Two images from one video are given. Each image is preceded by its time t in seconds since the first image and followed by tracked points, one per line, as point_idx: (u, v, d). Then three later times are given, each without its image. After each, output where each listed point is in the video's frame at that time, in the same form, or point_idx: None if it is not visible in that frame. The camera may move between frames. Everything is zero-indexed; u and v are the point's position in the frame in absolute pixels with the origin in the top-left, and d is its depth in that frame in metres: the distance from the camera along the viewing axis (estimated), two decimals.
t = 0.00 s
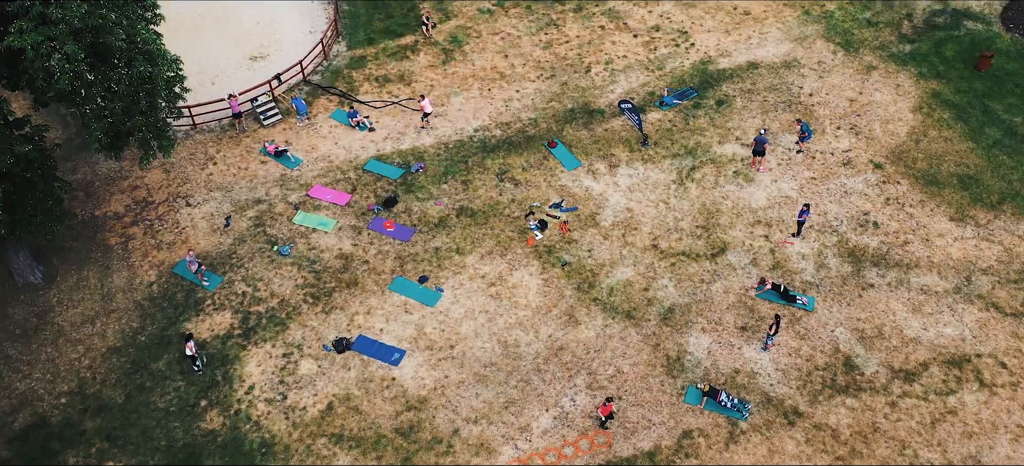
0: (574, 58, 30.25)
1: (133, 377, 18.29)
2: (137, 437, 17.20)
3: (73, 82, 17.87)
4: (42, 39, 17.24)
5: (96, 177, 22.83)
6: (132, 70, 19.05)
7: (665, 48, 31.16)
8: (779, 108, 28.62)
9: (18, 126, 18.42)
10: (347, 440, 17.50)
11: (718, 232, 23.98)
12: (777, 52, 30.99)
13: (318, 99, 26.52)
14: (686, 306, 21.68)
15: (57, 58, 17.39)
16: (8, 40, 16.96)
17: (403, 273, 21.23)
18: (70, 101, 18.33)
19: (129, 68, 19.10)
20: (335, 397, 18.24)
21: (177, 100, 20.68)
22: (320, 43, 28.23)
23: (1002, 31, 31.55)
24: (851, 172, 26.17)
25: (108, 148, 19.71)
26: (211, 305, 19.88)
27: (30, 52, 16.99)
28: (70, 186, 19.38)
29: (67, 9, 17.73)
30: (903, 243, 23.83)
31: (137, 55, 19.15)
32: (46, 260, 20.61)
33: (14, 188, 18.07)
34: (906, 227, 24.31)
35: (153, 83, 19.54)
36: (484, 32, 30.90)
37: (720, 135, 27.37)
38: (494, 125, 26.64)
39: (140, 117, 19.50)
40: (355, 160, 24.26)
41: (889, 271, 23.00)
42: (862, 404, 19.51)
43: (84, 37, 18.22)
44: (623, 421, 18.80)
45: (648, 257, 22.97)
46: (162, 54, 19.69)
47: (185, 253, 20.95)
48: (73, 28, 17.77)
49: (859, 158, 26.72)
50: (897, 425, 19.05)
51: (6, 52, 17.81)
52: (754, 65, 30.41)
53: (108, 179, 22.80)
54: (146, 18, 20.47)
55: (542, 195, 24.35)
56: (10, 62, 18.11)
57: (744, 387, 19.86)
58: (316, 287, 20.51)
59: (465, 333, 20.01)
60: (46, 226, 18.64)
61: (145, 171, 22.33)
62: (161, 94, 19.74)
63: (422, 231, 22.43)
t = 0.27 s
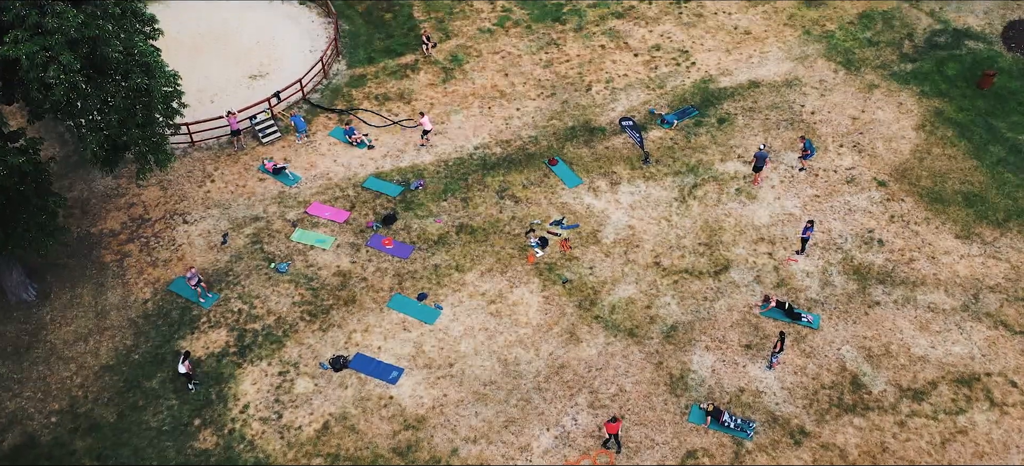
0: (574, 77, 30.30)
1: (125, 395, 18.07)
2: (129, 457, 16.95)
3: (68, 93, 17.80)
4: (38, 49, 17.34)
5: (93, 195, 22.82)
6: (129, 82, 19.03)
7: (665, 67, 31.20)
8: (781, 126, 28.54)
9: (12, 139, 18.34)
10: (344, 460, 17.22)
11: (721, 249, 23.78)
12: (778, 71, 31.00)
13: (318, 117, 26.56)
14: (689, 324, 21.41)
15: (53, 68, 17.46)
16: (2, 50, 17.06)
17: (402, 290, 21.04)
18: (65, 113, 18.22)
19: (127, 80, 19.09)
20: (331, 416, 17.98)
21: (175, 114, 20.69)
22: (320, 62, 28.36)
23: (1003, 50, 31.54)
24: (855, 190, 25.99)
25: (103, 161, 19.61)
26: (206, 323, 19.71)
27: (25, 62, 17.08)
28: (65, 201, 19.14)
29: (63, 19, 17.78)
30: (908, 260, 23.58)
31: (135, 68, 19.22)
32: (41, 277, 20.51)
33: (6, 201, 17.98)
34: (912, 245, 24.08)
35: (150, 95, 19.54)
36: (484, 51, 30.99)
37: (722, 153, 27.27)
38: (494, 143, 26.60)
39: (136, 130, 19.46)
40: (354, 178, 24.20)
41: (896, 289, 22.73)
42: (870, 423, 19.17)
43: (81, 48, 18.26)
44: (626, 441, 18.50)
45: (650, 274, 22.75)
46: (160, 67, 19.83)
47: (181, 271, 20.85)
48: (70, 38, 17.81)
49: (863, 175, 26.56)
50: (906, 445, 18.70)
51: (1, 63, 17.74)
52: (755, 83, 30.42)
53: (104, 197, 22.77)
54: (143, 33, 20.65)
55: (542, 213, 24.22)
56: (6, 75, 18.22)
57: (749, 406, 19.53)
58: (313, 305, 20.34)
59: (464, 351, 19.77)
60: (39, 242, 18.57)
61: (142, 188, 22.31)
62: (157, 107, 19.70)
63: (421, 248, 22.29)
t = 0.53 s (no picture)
0: (575, 95, 30.34)
1: (117, 414, 17.86)
2: None
3: (63, 103, 17.98)
4: (33, 58, 17.38)
5: (89, 211, 22.77)
6: (126, 93, 19.17)
7: (666, 85, 31.23)
8: (783, 143, 28.44)
9: (5, 151, 18.46)
10: None
11: (724, 266, 23.57)
12: (780, 89, 30.99)
13: (317, 134, 26.58)
14: (693, 342, 21.14)
15: (49, 80, 17.60)
16: None
17: (400, 307, 20.85)
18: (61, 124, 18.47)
19: (123, 92, 19.24)
20: (328, 435, 17.73)
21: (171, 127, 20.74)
22: (320, 80, 28.45)
23: (1005, 68, 31.54)
24: (859, 207, 25.80)
25: (100, 175, 19.77)
26: (201, 340, 19.53)
27: (19, 71, 17.15)
28: (59, 215, 19.36)
29: (59, 28, 17.69)
30: (914, 277, 23.33)
31: (131, 79, 19.29)
32: (34, 294, 20.37)
33: None
34: (917, 262, 23.84)
35: (147, 106, 19.58)
36: (484, 70, 31.08)
37: (724, 170, 27.16)
38: (494, 160, 26.55)
39: (132, 142, 19.52)
40: (353, 195, 24.14)
41: (902, 306, 22.45)
42: (878, 443, 18.89)
43: (77, 58, 18.25)
44: (629, 461, 18.22)
45: (652, 291, 22.53)
46: (156, 78, 19.87)
47: (176, 288, 20.72)
48: (65, 47, 17.70)
49: (866, 192, 26.39)
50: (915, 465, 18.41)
51: None
52: (757, 102, 30.39)
53: (100, 214, 22.72)
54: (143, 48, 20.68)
55: (543, 229, 24.08)
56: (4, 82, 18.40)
57: (755, 424, 19.22)
58: (310, 322, 20.16)
59: (464, 369, 19.53)
60: (31, 255, 18.50)
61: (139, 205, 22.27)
62: (154, 120, 19.76)
63: (419, 265, 22.14)
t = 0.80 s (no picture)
0: (575, 113, 30.37)
1: (109, 432, 17.63)
2: None
3: (57, 112, 18.02)
4: (28, 67, 17.36)
5: (85, 228, 22.73)
6: (122, 105, 19.26)
7: (667, 103, 31.25)
8: (786, 161, 28.32)
9: None
10: None
11: (727, 283, 23.34)
12: (781, 107, 30.98)
13: (316, 152, 26.58)
14: (696, 360, 20.86)
15: (43, 87, 17.59)
16: None
17: (399, 325, 20.65)
18: (57, 135, 18.87)
19: (120, 103, 19.32)
20: (324, 454, 17.46)
21: (168, 140, 20.82)
22: (320, 98, 28.52)
23: (1007, 87, 31.58)
24: (863, 224, 25.61)
25: (95, 187, 20.16)
26: (196, 358, 19.33)
27: (14, 80, 17.13)
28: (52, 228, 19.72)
29: (56, 38, 17.73)
30: (920, 294, 23.07)
31: (129, 91, 19.31)
32: (27, 311, 20.28)
33: None
34: (923, 279, 23.59)
35: (143, 118, 19.64)
36: (484, 88, 31.15)
37: (726, 188, 27.04)
38: (495, 178, 26.48)
39: (128, 155, 19.75)
40: (351, 212, 24.06)
41: (909, 324, 22.17)
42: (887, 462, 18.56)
43: (73, 68, 18.35)
44: None
45: (655, 308, 22.29)
46: (154, 90, 19.87)
47: (171, 305, 20.57)
48: (61, 57, 17.77)
49: (870, 209, 26.22)
50: None
51: None
52: (758, 120, 30.36)
53: (96, 230, 22.67)
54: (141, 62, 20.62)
55: (544, 246, 23.93)
56: None
57: (760, 443, 18.89)
58: (307, 340, 19.96)
59: (463, 387, 19.27)
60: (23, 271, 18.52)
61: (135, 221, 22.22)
62: (150, 132, 19.94)
63: (418, 282, 21.97)
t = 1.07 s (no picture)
0: (577, 131, 30.36)
1: (101, 452, 17.42)
2: None
3: (53, 122, 18.49)
4: (24, 76, 17.95)
5: (82, 246, 22.68)
6: (120, 117, 19.45)
7: (669, 122, 31.23)
8: (789, 180, 28.17)
9: None
10: None
11: (731, 301, 23.09)
12: (783, 126, 30.91)
13: (316, 170, 26.57)
14: (700, 378, 20.56)
15: (40, 95, 18.17)
16: None
17: (398, 343, 20.43)
18: (54, 148, 19.08)
19: (118, 115, 19.53)
20: None
21: (167, 157, 20.85)
22: (320, 116, 28.59)
23: (1010, 106, 31.64)
24: (867, 242, 25.40)
25: (92, 201, 20.05)
26: (191, 376, 19.12)
27: (9, 90, 17.70)
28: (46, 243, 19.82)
29: (53, 47, 18.35)
30: (928, 313, 22.81)
31: (126, 103, 19.59)
32: (21, 329, 20.18)
33: None
34: (931, 297, 23.34)
35: (141, 131, 19.86)
36: (485, 107, 31.20)
37: (729, 206, 26.89)
38: (495, 196, 26.40)
39: (124, 168, 19.85)
40: (350, 229, 23.97)
41: (917, 342, 21.90)
42: None
43: (71, 78, 18.89)
44: None
45: (658, 327, 22.03)
46: (152, 103, 20.15)
47: (167, 323, 20.41)
48: (59, 66, 18.38)
49: (875, 227, 26.01)
50: None
51: None
52: (760, 139, 30.28)
53: (92, 248, 22.60)
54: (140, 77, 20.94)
55: (545, 264, 23.76)
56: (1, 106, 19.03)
57: (767, 463, 18.57)
58: (304, 357, 19.75)
59: (463, 405, 19.01)
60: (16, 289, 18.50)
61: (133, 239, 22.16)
62: (147, 144, 20.09)
63: (418, 300, 21.78)
